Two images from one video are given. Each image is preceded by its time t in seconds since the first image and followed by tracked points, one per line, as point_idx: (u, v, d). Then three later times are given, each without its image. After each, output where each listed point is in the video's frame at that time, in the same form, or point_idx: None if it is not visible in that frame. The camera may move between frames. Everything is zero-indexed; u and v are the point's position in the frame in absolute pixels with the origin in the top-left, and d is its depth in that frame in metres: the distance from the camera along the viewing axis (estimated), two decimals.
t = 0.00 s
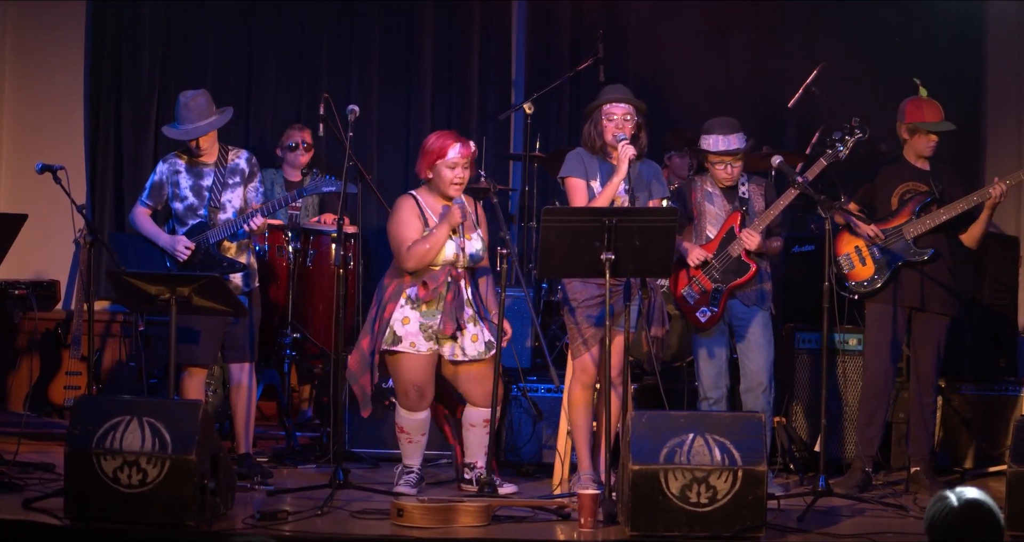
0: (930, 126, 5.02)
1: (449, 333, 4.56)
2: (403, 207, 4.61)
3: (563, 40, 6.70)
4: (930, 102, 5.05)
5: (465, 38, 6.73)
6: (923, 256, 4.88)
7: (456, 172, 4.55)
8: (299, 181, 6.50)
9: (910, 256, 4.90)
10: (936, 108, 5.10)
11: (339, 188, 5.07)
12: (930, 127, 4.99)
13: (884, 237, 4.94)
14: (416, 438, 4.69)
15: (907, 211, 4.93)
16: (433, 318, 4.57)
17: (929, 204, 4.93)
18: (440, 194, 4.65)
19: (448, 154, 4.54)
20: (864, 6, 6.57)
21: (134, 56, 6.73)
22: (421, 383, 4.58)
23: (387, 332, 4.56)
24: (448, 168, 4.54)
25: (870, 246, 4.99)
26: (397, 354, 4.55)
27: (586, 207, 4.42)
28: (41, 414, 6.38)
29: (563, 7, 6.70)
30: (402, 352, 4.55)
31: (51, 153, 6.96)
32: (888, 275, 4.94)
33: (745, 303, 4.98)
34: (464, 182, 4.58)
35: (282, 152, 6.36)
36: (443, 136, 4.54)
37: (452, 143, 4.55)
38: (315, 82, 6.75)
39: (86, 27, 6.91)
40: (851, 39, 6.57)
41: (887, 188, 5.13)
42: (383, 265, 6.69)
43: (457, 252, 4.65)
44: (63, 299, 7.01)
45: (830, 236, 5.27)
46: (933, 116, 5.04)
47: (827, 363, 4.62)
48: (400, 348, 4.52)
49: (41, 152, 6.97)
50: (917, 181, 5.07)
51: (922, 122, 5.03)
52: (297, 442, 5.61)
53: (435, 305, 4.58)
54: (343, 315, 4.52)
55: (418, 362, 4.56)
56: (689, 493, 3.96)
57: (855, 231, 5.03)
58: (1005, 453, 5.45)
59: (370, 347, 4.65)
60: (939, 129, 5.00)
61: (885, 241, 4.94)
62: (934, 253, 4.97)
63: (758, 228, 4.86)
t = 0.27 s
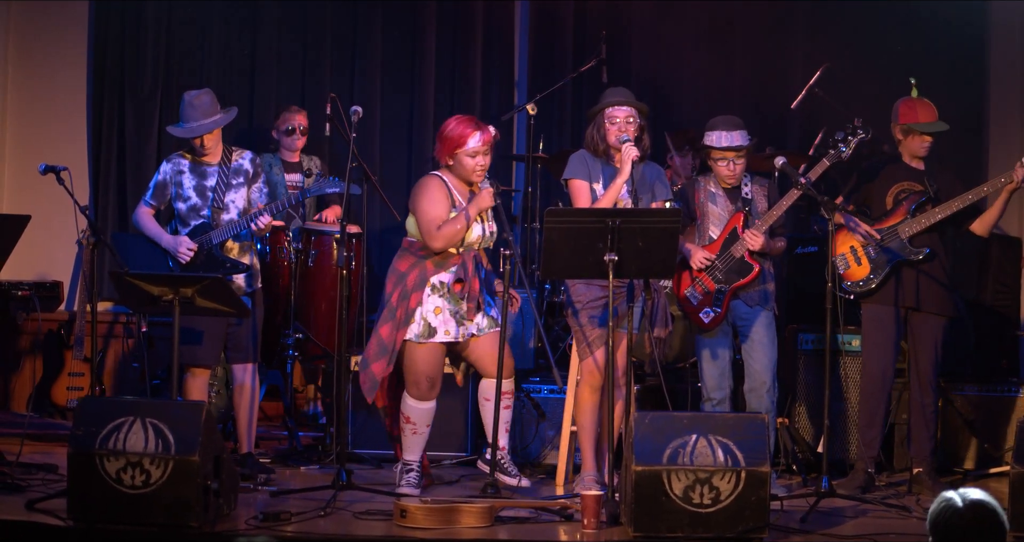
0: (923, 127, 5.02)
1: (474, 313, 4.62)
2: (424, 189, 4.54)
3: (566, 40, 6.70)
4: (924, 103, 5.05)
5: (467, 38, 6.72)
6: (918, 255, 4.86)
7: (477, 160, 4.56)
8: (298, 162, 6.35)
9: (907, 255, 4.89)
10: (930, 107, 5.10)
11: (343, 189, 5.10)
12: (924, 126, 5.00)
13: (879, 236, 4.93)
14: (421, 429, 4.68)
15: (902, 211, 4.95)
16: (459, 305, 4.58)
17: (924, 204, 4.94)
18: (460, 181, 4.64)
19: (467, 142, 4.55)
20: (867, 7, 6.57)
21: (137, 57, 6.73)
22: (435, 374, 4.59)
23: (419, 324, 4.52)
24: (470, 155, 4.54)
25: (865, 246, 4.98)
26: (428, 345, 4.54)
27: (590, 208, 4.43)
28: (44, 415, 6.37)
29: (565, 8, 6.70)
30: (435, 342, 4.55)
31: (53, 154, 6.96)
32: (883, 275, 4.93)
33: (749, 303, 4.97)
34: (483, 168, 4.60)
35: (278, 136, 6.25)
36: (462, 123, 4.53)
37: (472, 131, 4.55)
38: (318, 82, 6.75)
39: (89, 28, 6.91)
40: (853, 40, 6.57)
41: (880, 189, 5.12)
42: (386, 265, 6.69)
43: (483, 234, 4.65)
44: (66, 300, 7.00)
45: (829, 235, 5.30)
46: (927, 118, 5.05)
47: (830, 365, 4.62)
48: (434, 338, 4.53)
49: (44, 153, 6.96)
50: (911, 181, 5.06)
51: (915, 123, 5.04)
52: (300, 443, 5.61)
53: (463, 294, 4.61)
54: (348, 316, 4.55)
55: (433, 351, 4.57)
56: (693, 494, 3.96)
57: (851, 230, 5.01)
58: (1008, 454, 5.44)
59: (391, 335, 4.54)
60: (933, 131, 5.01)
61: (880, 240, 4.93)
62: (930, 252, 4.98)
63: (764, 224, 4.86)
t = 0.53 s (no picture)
0: (915, 131, 5.02)
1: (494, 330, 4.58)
2: (448, 199, 4.60)
3: (567, 40, 6.70)
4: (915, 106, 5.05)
5: (468, 38, 6.72)
6: (916, 253, 4.87)
7: (497, 170, 4.53)
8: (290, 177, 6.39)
9: (902, 254, 4.90)
10: (921, 108, 5.10)
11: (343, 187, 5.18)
12: (916, 131, 5.01)
13: (876, 235, 4.93)
14: (431, 436, 4.70)
15: (898, 211, 4.96)
16: (481, 315, 4.57)
17: (923, 202, 4.96)
18: (482, 190, 4.64)
19: (487, 151, 4.54)
20: (867, 6, 6.57)
21: (138, 57, 6.73)
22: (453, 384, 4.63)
23: (436, 331, 4.54)
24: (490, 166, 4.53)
25: (862, 245, 4.98)
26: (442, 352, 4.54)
27: (592, 207, 4.43)
28: (45, 414, 6.37)
29: (566, 7, 6.70)
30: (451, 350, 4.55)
31: (55, 153, 6.96)
32: (879, 273, 4.94)
33: (750, 303, 4.98)
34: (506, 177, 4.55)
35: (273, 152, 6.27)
36: (482, 133, 4.52)
37: (491, 141, 4.53)
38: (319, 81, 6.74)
39: (91, 28, 6.91)
40: (854, 39, 6.57)
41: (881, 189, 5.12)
42: (387, 265, 6.68)
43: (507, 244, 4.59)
44: (67, 300, 7.01)
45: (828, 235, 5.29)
46: (919, 119, 5.05)
47: (831, 363, 4.61)
48: (448, 346, 4.52)
49: (45, 152, 6.97)
50: (909, 181, 5.07)
51: (907, 128, 5.05)
52: (301, 442, 5.60)
53: (486, 306, 4.58)
54: (349, 314, 4.56)
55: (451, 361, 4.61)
56: (695, 493, 3.96)
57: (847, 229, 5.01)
58: (1010, 454, 5.43)
59: (416, 344, 4.60)
60: (925, 135, 5.00)
61: (876, 239, 4.94)
62: (928, 251, 4.98)
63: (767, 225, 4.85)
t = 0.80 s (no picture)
0: (913, 140, 4.97)
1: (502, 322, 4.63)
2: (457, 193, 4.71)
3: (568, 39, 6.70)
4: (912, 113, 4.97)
5: (469, 37, 6.72)
6: (916, 253, 4.87)
7: (507, 165, 4.58)
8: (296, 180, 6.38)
9: (902, 252, 4.90)
10: (917, 112, 5.03)
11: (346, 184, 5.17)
12: (914, 139, 4.96)
13: (878, 234, 4.93)
14: (445, 426, 4.74)
15: (899, 210, 4.95)
16: (487, 309, 4.63)
17: (923, 202, 4.96)
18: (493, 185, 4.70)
19: (500, 146, 4.59)
20: (868, 5, 6.56)
21: (139, 56, 6.73)
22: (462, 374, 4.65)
23: (443, 324, 4.64)
24: (501, 160, 4.58)
25: (863, 244, 4.97)
26: (446, 345, 4.62)
27: (593, 206, 4.44)
28: (46, 413, 6.36)
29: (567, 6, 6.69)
30: (457, 343, 4.63)
31: (55, 152, 6.96)
32: (880, 272, 4.93)
33: (752, 301, 4.99)
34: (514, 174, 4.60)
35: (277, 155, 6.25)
36: (498, 127, 4.58)
37: (505, 135, 4.59)
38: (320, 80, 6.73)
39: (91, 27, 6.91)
40: (855, 38, 6.56)
41: (880, 189, 5.12)
42: (388, 264, 6.68)
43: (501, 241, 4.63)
44: (68, 299, 7.01)
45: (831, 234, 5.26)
46: (916, 125, 4.99)
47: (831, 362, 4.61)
48: (456, 340, 4.62)
49: (46, 151, 6.96)
50: (909, 181, 5.06)
51: (905, 137, 4.99)
52: (302, 441, 5.59)
53: (489, 299, 4.63)
54: (349, 312, 4.60)
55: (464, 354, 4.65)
56: (696, 492, 3.96)
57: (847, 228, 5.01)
58: (1010, 452, 5.43)
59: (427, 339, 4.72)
60: (924, 144, 4.95)
61: (878, 238, 4.93)
62: (928, 251, 4.98)
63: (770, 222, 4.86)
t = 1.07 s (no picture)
0: (915, 142, 4.98)
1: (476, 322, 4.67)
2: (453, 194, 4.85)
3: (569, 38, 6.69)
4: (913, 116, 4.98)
5: (470, 36, 6.71)
6: (919, 253, 4.84)
7: (504, 169, 4.59)
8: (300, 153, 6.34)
9: (907, 253, 4.86)
10: (918, 114, 5.04)
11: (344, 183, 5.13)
12: (916, 141, 4.97)
13: (882, 234, 4.90)
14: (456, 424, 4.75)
15: (902, 211, 4.91)
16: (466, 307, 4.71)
17: (927, 202, 4.92)
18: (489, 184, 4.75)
19: (501, 149, 4.59)
20: (869, 4, 6.55)
21: (140, 56, 6.73)
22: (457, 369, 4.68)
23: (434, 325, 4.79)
24: (499, 163, 4.59)
25: (868, 244, 4.94)
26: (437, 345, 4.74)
27: (595, 205, 4.44)
28: (47, 413, 6.36)
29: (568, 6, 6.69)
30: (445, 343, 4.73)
31: (56, 152, 6.96)
32: (884, 272, 4.91)
33: (753, 302, 5.00)
34: (511, 179, 4.62)
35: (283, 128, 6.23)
36: (503, 130, 4.57)
37: (507, 140, 4.59)
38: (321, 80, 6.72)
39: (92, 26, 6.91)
40: (856, 37, 6.55)
41: (886, 189, 5.12)
42: (389, 263, 6.68)
43: (481, 239, 4.74)
44: (69, 298, 7.01)
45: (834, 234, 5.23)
46: (919, 127, 5.00)
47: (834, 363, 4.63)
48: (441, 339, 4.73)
49: (46, 151, 6.96)
50: (913, 181, 5.06)
51: (907, 138, 5.00)
52: (303, 440, 5.59)
53: (464, 298, 4.70)
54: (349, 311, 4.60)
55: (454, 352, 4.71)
56: (696, 491, 3.96)
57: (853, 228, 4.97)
58: (1011, 452, 5.43)
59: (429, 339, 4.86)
60: (926, 146, 4.96)
61: (882, 238, 4.90)
62: (932, 251, 4.94)
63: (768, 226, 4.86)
